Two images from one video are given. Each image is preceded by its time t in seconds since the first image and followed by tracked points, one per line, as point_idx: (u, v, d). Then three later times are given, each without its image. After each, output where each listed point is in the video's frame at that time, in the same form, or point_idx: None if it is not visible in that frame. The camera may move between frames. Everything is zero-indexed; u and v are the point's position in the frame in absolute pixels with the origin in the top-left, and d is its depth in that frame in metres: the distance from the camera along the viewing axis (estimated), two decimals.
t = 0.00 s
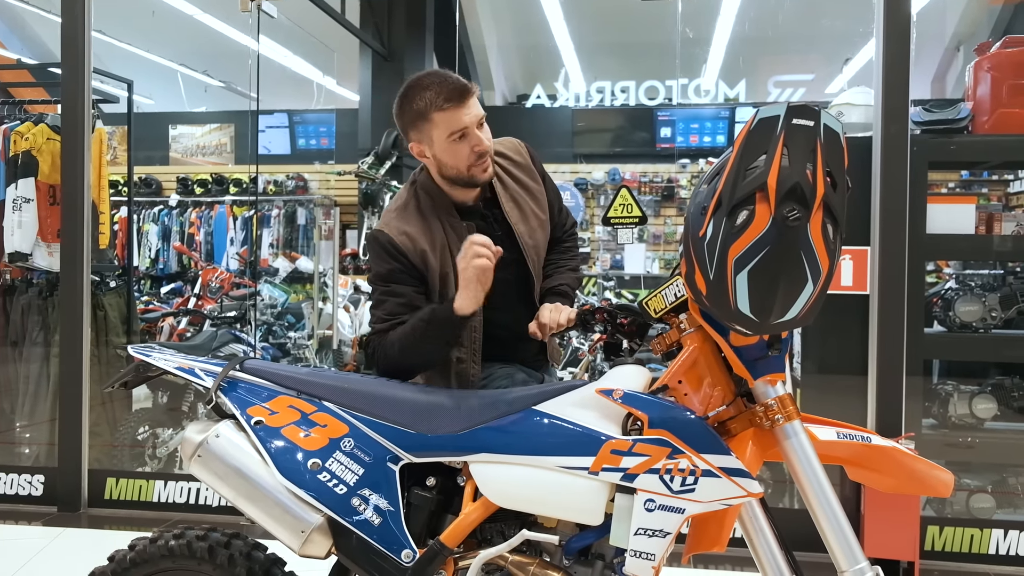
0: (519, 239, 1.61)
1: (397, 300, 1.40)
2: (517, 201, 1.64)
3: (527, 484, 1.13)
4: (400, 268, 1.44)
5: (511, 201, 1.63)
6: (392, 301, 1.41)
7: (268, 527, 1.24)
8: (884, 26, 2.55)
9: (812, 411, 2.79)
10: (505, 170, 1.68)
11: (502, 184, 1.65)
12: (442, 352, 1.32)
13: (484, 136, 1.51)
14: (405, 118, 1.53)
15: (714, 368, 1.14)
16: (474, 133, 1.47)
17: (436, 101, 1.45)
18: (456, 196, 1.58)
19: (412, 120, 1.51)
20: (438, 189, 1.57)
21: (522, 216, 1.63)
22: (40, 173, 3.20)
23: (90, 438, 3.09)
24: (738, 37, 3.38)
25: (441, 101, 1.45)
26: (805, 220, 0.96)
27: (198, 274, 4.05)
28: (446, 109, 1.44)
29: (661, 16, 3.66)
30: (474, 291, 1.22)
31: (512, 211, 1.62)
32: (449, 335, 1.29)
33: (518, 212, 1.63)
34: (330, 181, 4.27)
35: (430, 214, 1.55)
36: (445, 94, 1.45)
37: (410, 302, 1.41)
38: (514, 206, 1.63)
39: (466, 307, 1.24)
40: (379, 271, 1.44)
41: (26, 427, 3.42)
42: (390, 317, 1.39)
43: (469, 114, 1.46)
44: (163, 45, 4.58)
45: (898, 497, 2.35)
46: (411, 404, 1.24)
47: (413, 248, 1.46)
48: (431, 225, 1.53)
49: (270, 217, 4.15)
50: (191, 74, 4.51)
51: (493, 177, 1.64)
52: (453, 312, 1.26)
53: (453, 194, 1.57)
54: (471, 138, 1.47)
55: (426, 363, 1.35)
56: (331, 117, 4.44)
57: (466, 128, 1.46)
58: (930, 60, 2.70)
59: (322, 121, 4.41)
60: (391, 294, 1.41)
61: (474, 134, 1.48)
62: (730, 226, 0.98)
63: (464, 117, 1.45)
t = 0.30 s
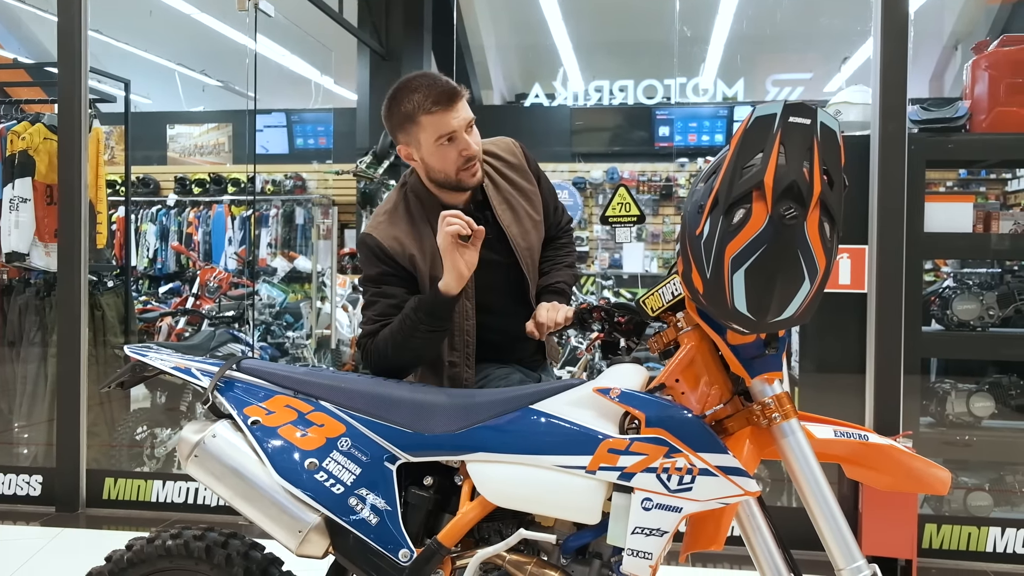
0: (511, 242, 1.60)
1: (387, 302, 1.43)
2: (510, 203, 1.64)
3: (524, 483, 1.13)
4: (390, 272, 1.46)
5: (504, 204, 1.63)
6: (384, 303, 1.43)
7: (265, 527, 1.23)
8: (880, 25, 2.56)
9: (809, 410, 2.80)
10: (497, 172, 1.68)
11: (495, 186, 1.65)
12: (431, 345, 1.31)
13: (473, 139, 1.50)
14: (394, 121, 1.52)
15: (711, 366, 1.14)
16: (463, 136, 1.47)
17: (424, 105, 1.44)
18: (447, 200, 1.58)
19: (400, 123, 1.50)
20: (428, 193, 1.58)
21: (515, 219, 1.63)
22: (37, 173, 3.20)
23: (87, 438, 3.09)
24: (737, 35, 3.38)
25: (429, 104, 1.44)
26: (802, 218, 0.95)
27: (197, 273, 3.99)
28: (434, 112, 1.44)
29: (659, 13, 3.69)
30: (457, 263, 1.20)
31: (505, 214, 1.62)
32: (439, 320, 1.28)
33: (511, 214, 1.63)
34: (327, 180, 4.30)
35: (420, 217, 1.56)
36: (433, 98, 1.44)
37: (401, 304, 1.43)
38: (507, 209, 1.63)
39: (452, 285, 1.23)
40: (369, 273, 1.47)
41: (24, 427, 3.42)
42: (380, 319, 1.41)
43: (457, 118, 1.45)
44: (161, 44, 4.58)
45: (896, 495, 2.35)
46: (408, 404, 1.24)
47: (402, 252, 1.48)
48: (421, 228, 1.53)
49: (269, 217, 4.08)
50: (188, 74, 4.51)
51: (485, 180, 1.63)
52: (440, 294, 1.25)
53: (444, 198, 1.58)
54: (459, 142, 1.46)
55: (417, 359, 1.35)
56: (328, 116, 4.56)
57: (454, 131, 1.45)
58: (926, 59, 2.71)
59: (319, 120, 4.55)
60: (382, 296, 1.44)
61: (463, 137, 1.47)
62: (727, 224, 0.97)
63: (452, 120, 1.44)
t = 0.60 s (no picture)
0: (507, 241, 1.60)
1: (385, 303, 1.43)
2: (506, 202, 1.64)
3: (523, 483, 1.13)
4: (386, 272, 1.46)
5: (500, 202, 1.63)
6: (381, 304, 1.43)
7: (264, 527, 1.23)
8: (880, 22, 2.55)
9: (809, 408, 2.80)
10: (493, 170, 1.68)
11: (491, 185, 1.65)
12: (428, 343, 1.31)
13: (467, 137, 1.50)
14: (389, 119, 1.52)
15: (710, 365, 1.14)
16: (457, 136, 1.46)
17: (418, 104, 1.44)
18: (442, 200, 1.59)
19: (395, 121, 1.50)
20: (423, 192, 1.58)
21: (512, 217, 1.63)
22: (35, 173, 3.19)
23: (87, 438, 3.09)
24: (737, 33, 3.38)
25: (423, 103, 1.43)
26: (802, 216, 0.95)
27: (196, 272, 3.98)
28: (429, 111, 1.43)
29: (657, 11, 3.65)
30: (452, 266, 1.20)
31: (501, 213, 1.62)
32: (437, 323, 1.28)
33: (507, 213, 1.62)
34: (327, 180, 4.31)
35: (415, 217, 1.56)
36: (427, 95, 1.43)
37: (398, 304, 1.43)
38: (504, 208, 1.62)
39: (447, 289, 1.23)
40: (365, 274, 1.47)
41: (23, 426, 3.41)
42: (378, 319, 1.41)
43: (451, 116, 1.44)
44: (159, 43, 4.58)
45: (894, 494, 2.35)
46: (407, 404, 1.24)
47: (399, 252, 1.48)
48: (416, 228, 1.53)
49: (268, 217, 4.10)
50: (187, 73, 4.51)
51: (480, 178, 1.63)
52: (436, 298, 1.25)
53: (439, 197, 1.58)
54: (453, 141, 1.45)
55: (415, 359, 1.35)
56: (326, 115, 4.67)
57: (448, 131, 1.44)
58: (925, 57, 2.71)
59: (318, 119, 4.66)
60: (379, 297, 1.44)
61: (456, 136, 1.46)
62: (726, 223, 0.97)
63: (446, 119, 1.43)
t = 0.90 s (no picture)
0: (504, 236, 1.59)
1: (385, 294, 1.40)
2: (506, 198, 1.63)
3: (524, 478, 1.13)
4: (384, 259, 1.43)
5: (501, 197, 1.62)
6: (381, 296, 1.40)
7: (264, 522, 1.23)
8: (880, 15, 2.54)
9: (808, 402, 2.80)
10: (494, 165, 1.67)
11: (492, 179, 1.64)
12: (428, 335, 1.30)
13: (448, 118, 1.49)
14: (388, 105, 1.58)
15: (711, 360, 1.14)
16: (433, 116, 1.47)
17: (400, 83, 1.47)
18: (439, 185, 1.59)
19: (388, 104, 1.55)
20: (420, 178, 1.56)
21: (510, 213, 1.62)
22: (34, 168, 3.19)
23: (87, 433, 3.09)
24: (736, 27, 3.35)
25: (400, 83, 1.46)
26: (802, 211, 0.95)
27: (195, 267, 4.02)
28: (406, 90, 1.46)
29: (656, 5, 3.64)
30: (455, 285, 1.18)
31: (500, 208, 1.61)
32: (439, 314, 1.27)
33: (507, 209, 1.62)
34: (326, 175, 4.35)
35: (412, 203, 1.53)
36: (405, 75, 1.46)
37: (398, 296, 1.40)
38: (503, 204, 1.62)
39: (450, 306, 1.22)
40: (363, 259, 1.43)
41: (23, 421, 3.41)
42: (379, 311, 1.39)
43: (427, 95, 1.45)
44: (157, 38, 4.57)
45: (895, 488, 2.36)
46: (407, 399, 1.24)
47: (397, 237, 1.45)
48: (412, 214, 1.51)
49: (267, 212, 4.19)
50: (186, 67, 4.50)
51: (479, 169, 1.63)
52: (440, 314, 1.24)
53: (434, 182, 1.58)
54: (427, 119, 1.47)
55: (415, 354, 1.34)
56: (327, 110, 4.45)
57: (422, 109, 1.46)
58: (925, 51, 2.70)
59: (317, 114, 4.44)
60: (377, 288, 1.41)
61: (432, 115, 1.47)
62: (727, 217, 0.97)
63: (419, 97, 1.45)
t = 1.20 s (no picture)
0: (502, 229, 1.59)
1: (389, 290, 1.39)
2: (505, 190, 1.62)
3: (522, 474, 1.13)
4: (387, 252, 1.42)
5: (500, 190, 1.62)
6: (385, 293, 1.40)
7: (262, 518, 1.23)
8: (880, 9, 2.52)
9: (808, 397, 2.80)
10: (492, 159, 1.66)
11: (490, 171, 1.63)
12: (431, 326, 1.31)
13: (438, 105, 1.49)
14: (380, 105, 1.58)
15: (710, 355, 1.13)
16: (422, 102, 1.46)
17: (385, 76, 1.47)
18: (438, 178, 1.57)
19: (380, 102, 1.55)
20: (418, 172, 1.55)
21: (509, 206, 1.61)
22: (34, 163, 3.19)
23: (87, 429, 3.09)
24: (736, 22, 3.39)
25: (388, 75, 1.46)
26: (802, 206, 0.94)
27: (195, 264, 3.94)
28: (393, 81, 1.46)
29: None
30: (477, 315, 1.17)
31: (499, 200, 1.60)
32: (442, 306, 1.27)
33: (506, 202, 1.61)
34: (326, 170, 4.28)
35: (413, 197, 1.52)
36: (390, 66, 1.46)
37: (402, 292, 1.40)
38: (502, 197, 1.61)
39: (469, 341, 1.18)
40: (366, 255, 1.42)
41: (24, 417, 3.42)
42: (384, 309, 1.38)
43: (414, 83, 1.45)
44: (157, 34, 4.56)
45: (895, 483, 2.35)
46: (406, 396, 1.24)
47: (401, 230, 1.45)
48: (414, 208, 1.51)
49: (267, 208, 4.19)
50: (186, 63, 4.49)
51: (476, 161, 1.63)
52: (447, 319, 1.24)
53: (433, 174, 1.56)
54: (417, 107, 1.46)
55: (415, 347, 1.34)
56: (326, 106, 4.45)
57: (410, 98, 1.46)
58: (925, 45, 2.66)
59: (317, 110, 4.44)
60: (382, 285, 1.40)
61: (421, 103, 1.47)
62: (726, 212, 0.96)
63: (406, 87, 1.45)
